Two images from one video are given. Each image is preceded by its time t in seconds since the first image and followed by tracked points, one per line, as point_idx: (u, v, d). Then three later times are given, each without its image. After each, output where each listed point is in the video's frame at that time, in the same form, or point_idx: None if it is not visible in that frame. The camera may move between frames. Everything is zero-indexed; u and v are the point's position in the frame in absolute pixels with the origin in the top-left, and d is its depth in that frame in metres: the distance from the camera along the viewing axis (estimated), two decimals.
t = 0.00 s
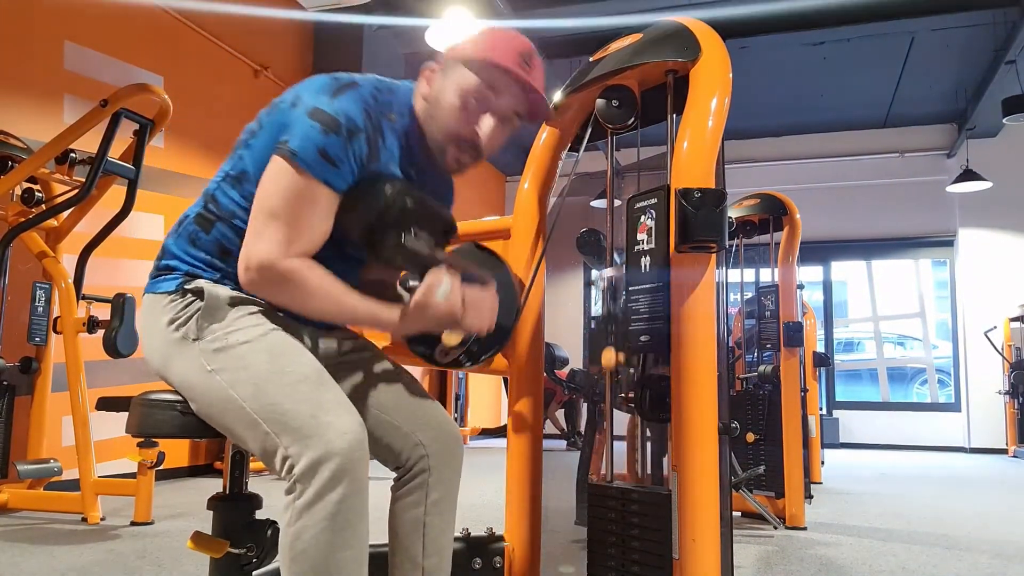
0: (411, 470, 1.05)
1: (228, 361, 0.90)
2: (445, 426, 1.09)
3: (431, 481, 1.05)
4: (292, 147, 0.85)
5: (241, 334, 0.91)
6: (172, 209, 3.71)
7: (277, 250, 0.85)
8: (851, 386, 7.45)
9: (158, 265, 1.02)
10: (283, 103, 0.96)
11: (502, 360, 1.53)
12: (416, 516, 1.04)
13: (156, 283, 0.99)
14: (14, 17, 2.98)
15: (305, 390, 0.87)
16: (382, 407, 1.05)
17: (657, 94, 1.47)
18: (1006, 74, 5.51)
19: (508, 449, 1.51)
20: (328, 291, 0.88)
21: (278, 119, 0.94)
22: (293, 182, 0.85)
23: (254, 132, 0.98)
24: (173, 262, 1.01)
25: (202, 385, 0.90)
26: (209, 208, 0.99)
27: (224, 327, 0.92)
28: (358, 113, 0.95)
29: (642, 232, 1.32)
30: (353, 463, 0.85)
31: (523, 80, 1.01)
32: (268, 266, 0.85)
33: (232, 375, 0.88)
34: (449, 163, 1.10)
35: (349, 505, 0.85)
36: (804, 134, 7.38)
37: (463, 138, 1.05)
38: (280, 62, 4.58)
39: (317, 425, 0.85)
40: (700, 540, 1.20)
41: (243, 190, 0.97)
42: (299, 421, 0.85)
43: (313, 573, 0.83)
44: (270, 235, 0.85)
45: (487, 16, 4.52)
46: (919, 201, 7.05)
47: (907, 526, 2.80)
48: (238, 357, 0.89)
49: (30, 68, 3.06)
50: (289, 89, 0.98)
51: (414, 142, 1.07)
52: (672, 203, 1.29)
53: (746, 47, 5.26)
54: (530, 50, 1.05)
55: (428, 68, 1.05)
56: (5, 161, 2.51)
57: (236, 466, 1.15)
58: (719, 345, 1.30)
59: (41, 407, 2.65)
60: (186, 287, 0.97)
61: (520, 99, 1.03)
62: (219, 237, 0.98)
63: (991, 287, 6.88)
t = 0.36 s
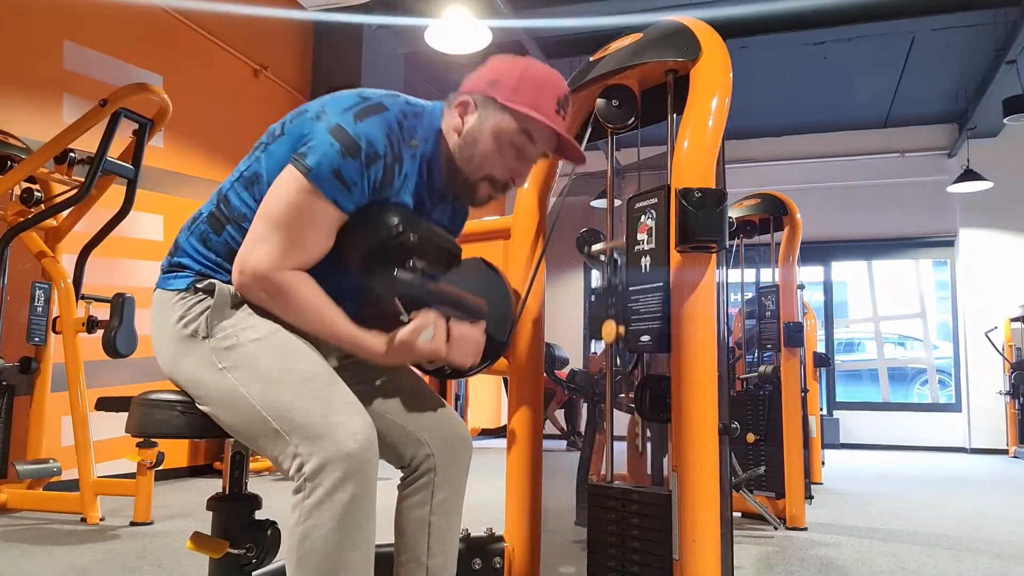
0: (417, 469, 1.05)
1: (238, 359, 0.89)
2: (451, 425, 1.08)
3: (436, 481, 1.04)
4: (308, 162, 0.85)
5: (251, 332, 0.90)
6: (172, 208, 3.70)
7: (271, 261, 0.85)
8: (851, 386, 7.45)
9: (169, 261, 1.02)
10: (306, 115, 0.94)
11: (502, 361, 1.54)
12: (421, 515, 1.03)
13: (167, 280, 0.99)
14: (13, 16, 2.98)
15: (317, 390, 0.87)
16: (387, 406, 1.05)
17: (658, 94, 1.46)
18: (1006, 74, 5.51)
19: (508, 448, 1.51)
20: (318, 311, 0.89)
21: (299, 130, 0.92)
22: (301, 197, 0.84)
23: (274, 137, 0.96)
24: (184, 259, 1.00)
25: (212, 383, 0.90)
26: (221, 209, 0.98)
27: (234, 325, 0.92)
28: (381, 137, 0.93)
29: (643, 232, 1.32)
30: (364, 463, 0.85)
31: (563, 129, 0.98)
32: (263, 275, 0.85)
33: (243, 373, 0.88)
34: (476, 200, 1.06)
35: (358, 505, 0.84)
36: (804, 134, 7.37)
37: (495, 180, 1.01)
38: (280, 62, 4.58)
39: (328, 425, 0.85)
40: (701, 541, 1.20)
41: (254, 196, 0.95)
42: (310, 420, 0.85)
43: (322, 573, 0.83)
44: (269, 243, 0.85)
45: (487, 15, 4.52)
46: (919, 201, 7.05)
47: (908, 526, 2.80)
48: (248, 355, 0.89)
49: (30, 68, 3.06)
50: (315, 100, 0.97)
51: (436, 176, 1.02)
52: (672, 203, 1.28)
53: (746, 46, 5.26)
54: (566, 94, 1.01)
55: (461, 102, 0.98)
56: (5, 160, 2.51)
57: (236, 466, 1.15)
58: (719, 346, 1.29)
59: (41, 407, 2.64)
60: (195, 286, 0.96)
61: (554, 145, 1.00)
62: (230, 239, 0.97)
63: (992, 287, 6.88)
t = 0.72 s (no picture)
0: (411, 470, 1.05)
1: (229, 361, 0.89)
2: (445, 425, 1.09)
3: (430, 481, 1.04)
4: (252, 120, 0.84)
5: (241, 334, 0.90)
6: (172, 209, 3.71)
7: (283, 214, 0.84)
8: (851, 386, 7.45)
9: (146, 274, 1.01)
10: (232, 86, 0.95)
11: (501, 360, 1.52)
12: (415, 516, 1.03)
13: (148, 293, 0.98)
14: (14, 17, 2.99)
15: (309, 390, 0.87)
16: (382, 407, 1.05)
17: (658, 93, 1.46)
18: (1006, 74, 5.51)
19: (508, 449, 1.51)
20: (339, 238, 0.86)
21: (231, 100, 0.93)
22: (262, 152, 0.84)
23: (210, 127, 0.97)
24: (160, 271, 0.99)
25: (202, 385, 0.89)
26: (186, 210, 0.98)
27: (224, 328, 0.92)
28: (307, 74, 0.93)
29: (642, 232, 1.32)
30: (359, 462, 0.85)
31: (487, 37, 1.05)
32: (273, 237, 0.84)
33: (234, 375, 0.88)
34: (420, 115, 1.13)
35: (353, 504, 0.84)
36: (804, 135, 7.37)
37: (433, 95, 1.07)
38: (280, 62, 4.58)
39: (322, 424, 0.85)
40: (700, 540, 1.21)
41: (216, 184, 0.96)
42: (304, 420, 0.85)
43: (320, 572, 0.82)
44: (268, 207, 0.84)
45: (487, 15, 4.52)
46: (919, 201, 7.05)
47: (907, 526, 2.80)
48: (238, 357, 0.88)
49: (30, 68, 3.06)
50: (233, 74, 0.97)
51: (372, 102, 1.06)
52: (672, 202, 1.29)
53: (746, 47, 5.26)
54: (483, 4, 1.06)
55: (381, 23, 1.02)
56: (5, 160, 2.50)
57: (236, 465, 1.16)
58: (719, 346, 1.29)
59: (41, 406, 2.65)
60: (177, 293, 0.95)
61: (480, 52, 1.06)
62: (203, 235, 0.97)
63: (991, 287, 6.88)
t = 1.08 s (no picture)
0: (404, 469, 1.05)
1: (214, 361, 0.89)
2: (437, 425, 1.09)
3: (423, 480, 1.04)
4: (216, 106, 0.86)
5: (226, 335, 0.90)
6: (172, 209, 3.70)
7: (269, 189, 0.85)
8: (851, 386, 7.46)
9: (129, 280, 1.01)
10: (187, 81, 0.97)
11: (501, 360, 1.51)
12: (409, 515, 1.02)
13: (133, 297, 0.99)
14: (14, 17, 2.99)
15: (295, 389, 0.86)
16: (372, 406, 1.06)
17: (659, 92, 1.46)
18: (1006, 74, 5.51)
19: (508, 450, 1.50)
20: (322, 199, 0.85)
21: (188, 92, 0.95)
22: (229, 134, 0.86)
23: (173, 125, 1.00)
24: (142, 273, 1.00)
25: (189, 387, 0.89)
26: (161, 209, 1.00)
27: (209, 329, 0.92)
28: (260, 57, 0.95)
29: (642, 233, 1.33)
30: (346, 460, 0.84)
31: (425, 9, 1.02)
32: (260, 212, 0.84)
33: (220, 375, 0.88)
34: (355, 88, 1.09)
35: (343, 503, 0.84)
36: (804, 135, 7.37)
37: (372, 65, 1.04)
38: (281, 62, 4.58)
39: (309, 424, 0.84)
40: (700, 540, 1.20)
41: (189, 177, 0.99)
42: (290, 419, 0.84)
43: (311, 572, 0.82)
44: (253, 182, 0.85)
45: (486, 15, 4.52)
46: (919, 201, 7.05)
47: (907, 526, 2.80)
48: (223, 358, 0.88)
49: (29, 67, 3.05)
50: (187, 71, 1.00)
51: (319, 79, 1.05)
52: (672, 203, 1.29)
53: (747, 47, 5.26)
54: None
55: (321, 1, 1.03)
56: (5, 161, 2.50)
57: (236, 466, 1.16)
58: (719, 346, 1.29)
59: (41, 406, 2.64)
60: (160, 295, 0.96)
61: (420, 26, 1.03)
62: (181, 232, 0.98)
63: (991, 287, 6.88)
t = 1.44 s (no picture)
0: (410, 470, 1.05)
1: (224, 362, 0.89)
2: (443, 426, 1.09)
3: (429, 481, 1.04)
4: (283, 138, 0.85)
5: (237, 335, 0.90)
6: (172, 209, 3.70)
7: (281, 238, 0.84)
8: (851, 386, 7.45)
9: (151, 268, 1.02)
10: (272, 97, 0.95)
11: (501, 361, 1.53)
12: (415, 516, 1.03)
13: (150, 287, 0.99)
14: (14, 17, 2.99)
15: (305, 392, 0.86)
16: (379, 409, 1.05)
17: (658, 92, 1.46)
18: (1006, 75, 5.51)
19: (508, 449, 1.51)
20: (332, 276, 0.88)
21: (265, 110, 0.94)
22: (285, 170, 0.84)
23: (242, 129, 0.99)
24: (166, 264, 1.00)
25: (198, 386, 0.89)
26: (203, 209, 0.99)
27: (221, 328, 0.92)
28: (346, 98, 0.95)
29: (642, 232, 1.32)
30: (354, 464, 0.85)
31: (521, 88, 1.09)
32: (273, 257, 0.84)
33: (230, 376, 0.88)
34: (434, 158, 1.17)
35: (349, 505, 0.84)
36: (804, 135, 7.37)
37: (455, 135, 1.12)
38: (281, 61, 4.59)
39: (317, 426, 0.84)
40: (700, 540, 1.20)
41: (238, 188, 0.97)
42: (298, 421, 0.84)
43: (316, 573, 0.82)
44: (272, 224, 0.84)
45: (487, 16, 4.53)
46: (919, 201, 7.05)
47: (907, 526, 2.81)
48: (234, 358, 0.88)
49: (29, 67, 3.05)
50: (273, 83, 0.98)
51: (402, 134, 1.09)
52: (671, 203, 1.29)
53: (747, 47, 5.25)
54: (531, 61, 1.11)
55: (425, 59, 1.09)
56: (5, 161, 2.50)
57: (236, 466, 1.16)
58: (719, 346, 1.30)
59: (41, 407, 2.65)
60: (180, 290, 0.96)
61: (514, 105, 1.10)
62: (215, 237, 0.98)
63: (991, 287, 6.88)
